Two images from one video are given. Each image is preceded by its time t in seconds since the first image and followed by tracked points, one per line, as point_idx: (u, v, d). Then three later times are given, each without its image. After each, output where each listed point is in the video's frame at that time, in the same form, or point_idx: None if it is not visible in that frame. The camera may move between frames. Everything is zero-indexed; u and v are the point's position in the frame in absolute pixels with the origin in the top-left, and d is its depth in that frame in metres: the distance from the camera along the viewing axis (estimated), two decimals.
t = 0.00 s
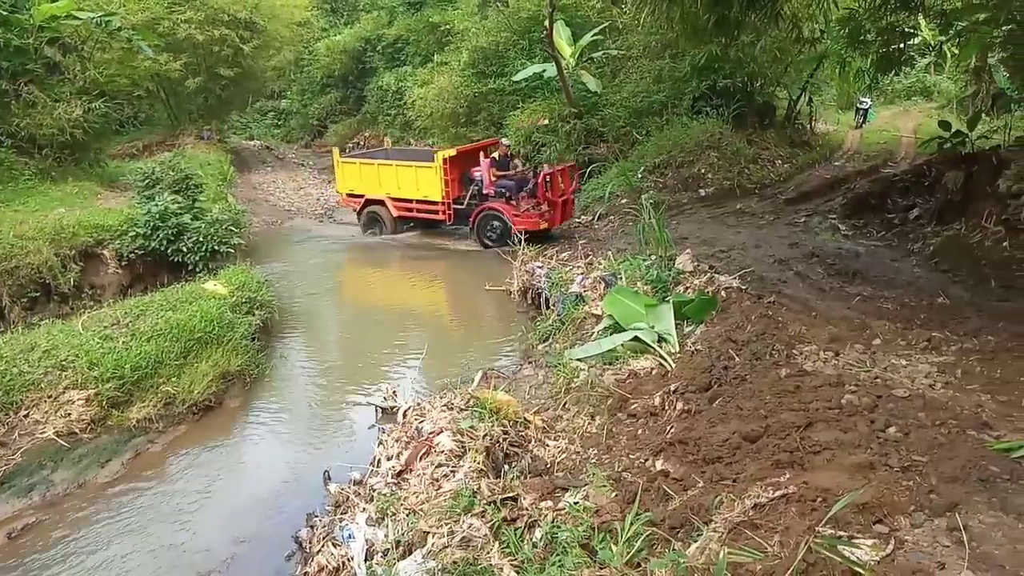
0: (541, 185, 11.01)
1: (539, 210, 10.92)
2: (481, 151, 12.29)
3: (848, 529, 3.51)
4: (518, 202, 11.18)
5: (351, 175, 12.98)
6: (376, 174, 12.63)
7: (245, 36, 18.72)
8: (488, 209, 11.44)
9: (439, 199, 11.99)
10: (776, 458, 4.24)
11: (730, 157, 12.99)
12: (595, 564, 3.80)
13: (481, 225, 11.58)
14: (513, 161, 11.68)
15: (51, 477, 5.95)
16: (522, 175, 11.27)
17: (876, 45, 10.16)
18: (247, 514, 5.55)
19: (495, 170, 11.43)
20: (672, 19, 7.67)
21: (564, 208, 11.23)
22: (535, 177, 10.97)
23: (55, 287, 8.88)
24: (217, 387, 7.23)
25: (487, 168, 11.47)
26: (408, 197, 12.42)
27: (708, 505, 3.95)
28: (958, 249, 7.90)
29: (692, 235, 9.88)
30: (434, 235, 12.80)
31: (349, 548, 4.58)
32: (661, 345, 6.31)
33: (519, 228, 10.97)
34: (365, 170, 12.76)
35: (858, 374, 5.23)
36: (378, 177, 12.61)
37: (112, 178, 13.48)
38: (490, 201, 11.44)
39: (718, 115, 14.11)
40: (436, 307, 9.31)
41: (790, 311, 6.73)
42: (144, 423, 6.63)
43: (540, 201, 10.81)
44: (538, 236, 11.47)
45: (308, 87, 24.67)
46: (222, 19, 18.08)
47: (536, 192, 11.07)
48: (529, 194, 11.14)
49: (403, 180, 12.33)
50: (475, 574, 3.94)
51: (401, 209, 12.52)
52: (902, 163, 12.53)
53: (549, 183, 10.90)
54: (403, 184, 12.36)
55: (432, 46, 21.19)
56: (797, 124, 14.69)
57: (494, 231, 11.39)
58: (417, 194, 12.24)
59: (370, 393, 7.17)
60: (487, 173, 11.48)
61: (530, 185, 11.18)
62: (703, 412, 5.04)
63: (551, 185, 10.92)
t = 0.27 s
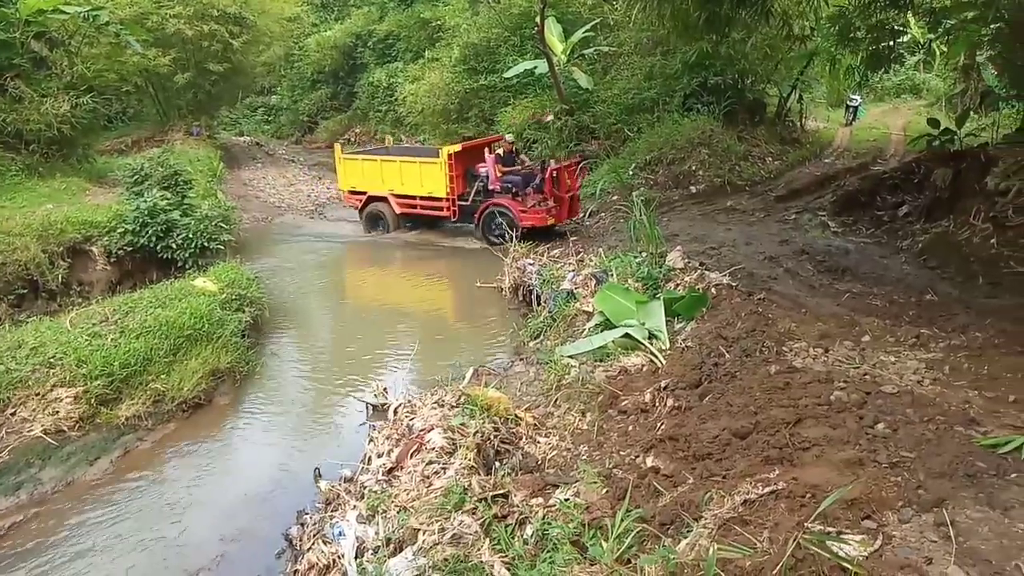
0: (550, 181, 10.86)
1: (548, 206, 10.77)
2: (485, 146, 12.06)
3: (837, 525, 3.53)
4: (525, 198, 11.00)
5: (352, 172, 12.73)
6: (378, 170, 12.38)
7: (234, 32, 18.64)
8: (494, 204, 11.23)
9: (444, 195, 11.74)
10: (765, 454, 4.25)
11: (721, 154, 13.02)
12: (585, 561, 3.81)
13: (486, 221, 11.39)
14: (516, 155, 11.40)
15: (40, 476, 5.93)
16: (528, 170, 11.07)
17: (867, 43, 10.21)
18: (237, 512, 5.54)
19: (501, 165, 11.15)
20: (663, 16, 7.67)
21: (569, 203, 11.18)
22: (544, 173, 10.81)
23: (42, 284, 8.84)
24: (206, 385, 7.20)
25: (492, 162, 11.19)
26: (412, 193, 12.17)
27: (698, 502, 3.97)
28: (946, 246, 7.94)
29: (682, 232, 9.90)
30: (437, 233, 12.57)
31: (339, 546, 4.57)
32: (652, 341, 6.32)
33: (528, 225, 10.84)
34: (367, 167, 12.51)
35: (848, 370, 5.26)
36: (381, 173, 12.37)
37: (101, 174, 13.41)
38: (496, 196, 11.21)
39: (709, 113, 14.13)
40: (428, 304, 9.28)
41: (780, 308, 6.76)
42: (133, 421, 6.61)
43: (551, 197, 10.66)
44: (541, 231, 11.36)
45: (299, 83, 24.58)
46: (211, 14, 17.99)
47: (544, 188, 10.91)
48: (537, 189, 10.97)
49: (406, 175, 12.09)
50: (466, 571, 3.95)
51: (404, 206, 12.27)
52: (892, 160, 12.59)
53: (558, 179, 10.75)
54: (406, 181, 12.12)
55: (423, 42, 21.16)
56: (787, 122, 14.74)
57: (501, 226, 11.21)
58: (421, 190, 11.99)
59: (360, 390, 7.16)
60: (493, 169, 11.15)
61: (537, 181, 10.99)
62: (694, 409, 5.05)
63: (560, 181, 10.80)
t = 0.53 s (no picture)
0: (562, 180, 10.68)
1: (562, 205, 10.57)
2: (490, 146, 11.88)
3: (831, 525, 3.54)
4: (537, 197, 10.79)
5: (355, 176, 12.53)
6: (383, 174, 12.19)
7: (226, 33, 18.59)
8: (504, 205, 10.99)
9: (453, 197, 11.54)
10: (759, 454, 4.26)
11: (713, 154, 13.06)
12: (580, 562, 3.81)
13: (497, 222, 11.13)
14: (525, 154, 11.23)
15: (32, 481, 5.91)
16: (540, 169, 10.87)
17: (857, 44, 10.28)
18: (231, 516, 5.52)
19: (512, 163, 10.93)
20: (654, 17, 7.68)
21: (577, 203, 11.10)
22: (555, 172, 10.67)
23: (33, 287, 8.79)
24: (200, 388, 7.18)
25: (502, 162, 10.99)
26: (419, 196, 11.98)
27: (693, 503, 3.97)
28: (937, 245, 7.97)
29: (675, 232, 9.92)
30: (444, 237, 12.38)
31: (334, 549, 4.57)
32: (645, 342, 6.34)
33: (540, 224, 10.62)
34: (371, 170, 12.31)
35: (840, 370, 5.28)
36: (386, 177, 12.18)
37: (91, 176, 13.36)
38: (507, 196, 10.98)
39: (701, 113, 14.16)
40: (421, 306, 9.26)
41: (773, 308, 6.77)
42: (126, 425, 6.58)
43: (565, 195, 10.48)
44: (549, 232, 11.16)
45: (291, 85, 24.54)
46: (202, 16, 17.93)
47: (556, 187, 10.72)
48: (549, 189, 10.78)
49: (412, 178, 11.90)
50: (461, 573, 3.94)
51: (412, 209, 12.09)
52: (883, 160, 12.64)
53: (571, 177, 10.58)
54: (413, 183, 11.93)
55: (416, 43, 21.16)
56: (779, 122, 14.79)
57: (512, 227, 10.95)
58: (429, 192, 11.80)
59: (354, 393, 7.14)
60: (504, 168, 10.95)
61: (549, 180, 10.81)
62: (688, 409, 5.06)
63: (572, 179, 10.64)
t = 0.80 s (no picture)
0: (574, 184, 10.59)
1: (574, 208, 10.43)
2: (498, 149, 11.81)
3: (826, 526, 3.54)
4: (548, 200, 10.66)
5: (363, 180, 12.47)
6: (391, 177, 12.12)
7: (219, 38, 18.59)
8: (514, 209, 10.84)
9: (462, 201, 11.42)
10: (754, 456, 4.26)
11: (707, 157, 13.09)
12: (576, 566, 3.81)
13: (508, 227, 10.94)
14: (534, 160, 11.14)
15: (24, 489, 5.88)
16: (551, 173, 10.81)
17: (850, 46, 10.32)
18: (225, 522, 5.49)
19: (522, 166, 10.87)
20: (648, 21, 7.70)
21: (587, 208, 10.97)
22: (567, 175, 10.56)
23: (26, 293, 8.78)
24: (193, 394, 7.15)
25: (512, 165, 10.91)
26: (427, 200, 11.87)
27: (689, 505, 3.97)
28: (930, 246, 8.00)
29: (669, 235, 9.92)
30: (451, 242, 12.22)
31: (329, 555, 4.55)
32: (640, 344, 6.34)
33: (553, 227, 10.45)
34: (380, 174, 12.25)
35: (835, 371, 5.29)
36: (395, 180, 12.10)
37: (84, 182, 13.33)
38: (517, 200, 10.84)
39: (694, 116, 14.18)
40: (415, 310, 9.24)
41: (767, 309, 6.78)
42: (119, 431, 6.56)
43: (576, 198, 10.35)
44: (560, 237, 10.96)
45: (285, 89, 24.54)
46: (195, 21, 17.92)
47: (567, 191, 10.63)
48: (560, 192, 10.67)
49: (421, 181, 11.80)
50: None
51: (420, 213, 11.98)
52: (876, 161, 12.68)
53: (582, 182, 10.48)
54: (421, 187, 11.83)
55: (410, 47, 21.17)
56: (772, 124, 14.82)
57: (523, 231, 10.76)
58: (437, 195, 11.69)
59: (348, 397, 7.12)
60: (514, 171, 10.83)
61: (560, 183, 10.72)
62: (683, 411, 5.06)
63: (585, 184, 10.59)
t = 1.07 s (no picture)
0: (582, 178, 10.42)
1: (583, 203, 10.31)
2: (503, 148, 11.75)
3: (815, 523, 3.55)
4: (556, 196, 10.59)
5: (366, 181, 12.31)
6: (394, 176, 11.98)
7: (206, 38, 18.52)
8: (521, 204, 10.72)
9: (468, 198, 11.32)
10: (744, 454, 4.28)
11: (696, 156, 13.13)
12: (567, 565, 3.81)
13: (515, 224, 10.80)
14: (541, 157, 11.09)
15: (11, 493, 5.84)
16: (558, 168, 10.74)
17: (836, 45, 10.38)
18: (214, 525, 5.47)
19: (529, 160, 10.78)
20: (636, 21, 7.72)
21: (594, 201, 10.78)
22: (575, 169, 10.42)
23: (11, 296, 8.77)
24: (182, 396, 7.12)
25: (520, 160, 10.83)
26: (432, 198, 11.74)
27: (679, 503, 3.98)
28: (917, 244, 8.05)
29: (658, 234, 9.94)
30: (456, 242, 12.11)
31: (319, 557, 4.54)
32: (630, 344, 6.35)
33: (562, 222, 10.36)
34: (383, 174, 12.10)
35: (823, 369, 5.31)
36: (398, 179, 11.96)
37: (70, 184, 13.23)
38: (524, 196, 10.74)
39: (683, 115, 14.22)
40: (405, 311, 9.23)
41: (756, 308, 6.81)
42: (107, 434, 6.52)
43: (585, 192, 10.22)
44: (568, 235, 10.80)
45: (273, 89, 24.47)
46: (182, 21, 17.83)
47: (575, 186, 10.56)
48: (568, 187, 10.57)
49: (425, 180, 11.68)
50: None
51: (425, 212, 11.83)
52: (863, 160, 12.75)
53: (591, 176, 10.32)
54: (426, 185, 11.70)
55: (399, 47, 21.15)
56: (760, 124, 14.90)
57: (531, 228, 10.62)
58: (443, 194, 11.57)
59: (338, 399, 7.11)
60: (521, 167, 10.77)
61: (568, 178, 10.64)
62: (672, 410, 5.07)
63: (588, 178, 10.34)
